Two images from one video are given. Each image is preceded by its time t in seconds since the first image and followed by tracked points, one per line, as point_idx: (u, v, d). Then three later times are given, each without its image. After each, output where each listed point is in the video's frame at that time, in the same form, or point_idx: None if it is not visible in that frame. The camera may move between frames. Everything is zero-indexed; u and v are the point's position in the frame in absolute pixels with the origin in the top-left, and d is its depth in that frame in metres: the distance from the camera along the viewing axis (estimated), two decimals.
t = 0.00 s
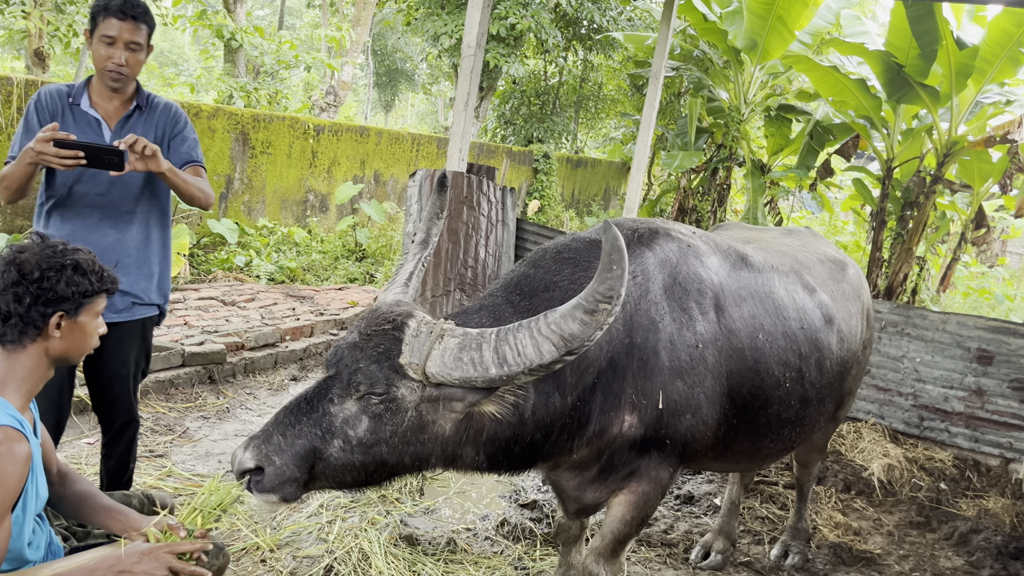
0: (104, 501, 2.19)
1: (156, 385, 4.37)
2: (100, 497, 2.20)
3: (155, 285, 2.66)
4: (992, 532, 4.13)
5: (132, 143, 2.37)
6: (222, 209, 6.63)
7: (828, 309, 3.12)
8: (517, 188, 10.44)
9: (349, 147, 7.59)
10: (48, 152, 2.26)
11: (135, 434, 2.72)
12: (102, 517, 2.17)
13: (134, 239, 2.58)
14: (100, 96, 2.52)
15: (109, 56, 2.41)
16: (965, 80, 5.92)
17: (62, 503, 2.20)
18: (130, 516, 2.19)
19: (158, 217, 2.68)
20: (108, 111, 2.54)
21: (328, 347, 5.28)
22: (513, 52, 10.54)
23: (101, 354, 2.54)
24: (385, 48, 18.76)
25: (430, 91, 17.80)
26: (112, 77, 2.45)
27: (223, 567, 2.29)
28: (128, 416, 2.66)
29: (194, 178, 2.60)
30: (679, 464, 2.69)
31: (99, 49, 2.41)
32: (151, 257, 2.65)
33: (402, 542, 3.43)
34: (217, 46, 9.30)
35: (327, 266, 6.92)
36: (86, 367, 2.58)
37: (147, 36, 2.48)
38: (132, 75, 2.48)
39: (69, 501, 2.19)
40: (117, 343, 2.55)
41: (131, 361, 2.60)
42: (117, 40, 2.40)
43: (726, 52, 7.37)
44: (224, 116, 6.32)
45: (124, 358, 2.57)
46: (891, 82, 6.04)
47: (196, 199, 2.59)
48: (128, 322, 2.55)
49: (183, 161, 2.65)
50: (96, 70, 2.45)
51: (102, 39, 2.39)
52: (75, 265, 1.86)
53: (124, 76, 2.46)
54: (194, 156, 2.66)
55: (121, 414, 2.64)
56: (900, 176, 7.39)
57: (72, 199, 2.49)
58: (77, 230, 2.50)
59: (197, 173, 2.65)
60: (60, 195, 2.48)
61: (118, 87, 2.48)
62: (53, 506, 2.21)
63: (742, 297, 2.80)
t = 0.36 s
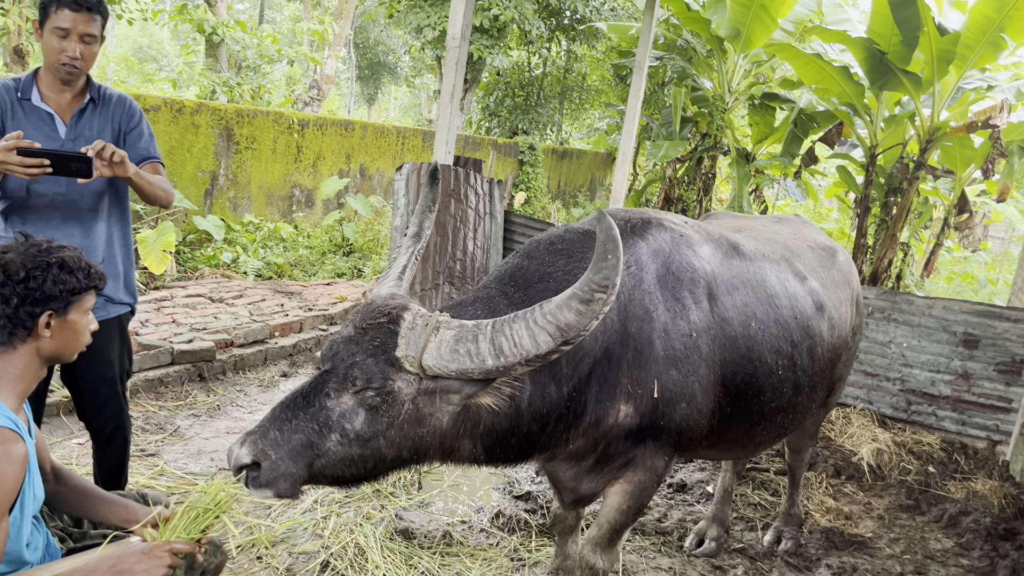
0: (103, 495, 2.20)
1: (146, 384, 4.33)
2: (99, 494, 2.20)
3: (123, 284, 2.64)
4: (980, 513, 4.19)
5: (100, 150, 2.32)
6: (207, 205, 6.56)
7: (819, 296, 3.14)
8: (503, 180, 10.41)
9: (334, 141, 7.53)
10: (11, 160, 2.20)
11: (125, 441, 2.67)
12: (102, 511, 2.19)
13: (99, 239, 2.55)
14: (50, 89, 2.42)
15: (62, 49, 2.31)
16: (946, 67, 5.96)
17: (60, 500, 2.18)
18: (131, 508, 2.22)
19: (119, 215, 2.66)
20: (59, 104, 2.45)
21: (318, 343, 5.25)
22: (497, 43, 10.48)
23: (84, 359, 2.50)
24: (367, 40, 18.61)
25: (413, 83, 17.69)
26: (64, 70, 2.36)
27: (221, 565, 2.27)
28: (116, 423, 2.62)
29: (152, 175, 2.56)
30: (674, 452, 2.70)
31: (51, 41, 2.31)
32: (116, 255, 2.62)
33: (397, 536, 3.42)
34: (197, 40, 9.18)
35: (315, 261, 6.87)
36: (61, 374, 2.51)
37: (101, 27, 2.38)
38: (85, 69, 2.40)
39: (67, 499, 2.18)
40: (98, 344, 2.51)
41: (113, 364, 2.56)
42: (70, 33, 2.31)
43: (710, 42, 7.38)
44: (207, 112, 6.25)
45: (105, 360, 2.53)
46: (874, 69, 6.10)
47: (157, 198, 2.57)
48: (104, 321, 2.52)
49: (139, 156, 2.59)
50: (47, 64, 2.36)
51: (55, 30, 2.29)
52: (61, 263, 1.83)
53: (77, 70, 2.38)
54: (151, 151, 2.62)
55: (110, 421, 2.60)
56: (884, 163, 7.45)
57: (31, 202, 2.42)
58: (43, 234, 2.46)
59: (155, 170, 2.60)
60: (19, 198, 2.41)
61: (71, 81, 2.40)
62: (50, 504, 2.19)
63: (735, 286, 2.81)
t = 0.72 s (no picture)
0: (88, 493, 2.18)
1: (127, 385, 4.28)
2: (81, 494, 2.18)
3: (90, 285, 2.61)
4: (961, 492, 4.26)
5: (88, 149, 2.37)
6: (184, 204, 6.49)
7: (798, 281, 3.17)
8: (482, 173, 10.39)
9: (312, 137, 7.46)
10: None
11: (103, 448, 2.64)
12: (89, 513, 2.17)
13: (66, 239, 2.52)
14: (10, 87, 2.36)
15: (26, 49, 2.27)
16: (920, 51, 6.04)
17: (46, 503, 2.16)
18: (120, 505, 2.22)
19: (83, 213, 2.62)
20: (19, 103, 2.40)
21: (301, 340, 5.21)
22: (473, 36, 10.45)
23: (63, 361, 2.47)
24: (342, 36, 18.48)
25: (390, 78, 17.59)
26: (28, 70, 2.31)
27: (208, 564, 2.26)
28: (94, 429, 2.58)
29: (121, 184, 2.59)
30: (659, 439, 2.72)
31: (13, 40, 2.26)
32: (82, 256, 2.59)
33: (385, 530, 3.42)
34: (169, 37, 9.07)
35: (295, 258, 6.81)
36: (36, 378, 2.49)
37: (66, 27, 2.34)
38: (49, 69, 2.35)
39: (51, 500, 2.15)
40: (75, 346, 2.50)
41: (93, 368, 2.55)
42: (35, 33, 2.27)
43: (686, 31, 7.40)
44: (182, 110, 6.17)
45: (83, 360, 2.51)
46: (848, 56, 6.11)
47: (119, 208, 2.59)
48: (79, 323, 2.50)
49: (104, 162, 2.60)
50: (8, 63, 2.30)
51: (19, 30, 2.25)
52: (29, 261, 1.79)
53: (42, 70, 2.33)
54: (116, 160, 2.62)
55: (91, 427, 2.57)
56: (861, 148, 7.52)
57: None
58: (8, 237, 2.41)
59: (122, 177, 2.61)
60: None
61: (33, 81, 2.35)
62: (34, 507, 2.15)
63: (715, 273, 2.83)
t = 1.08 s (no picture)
0: (59, 515, 2.15)
1: (109, 400, 4.26)
2: (53, 513, 2.15)
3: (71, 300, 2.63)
4: (945, 490, 4.28)
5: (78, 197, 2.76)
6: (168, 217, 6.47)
7: (773, 282, 3.19)
8: (468, 181, 10.41)
9: (296, 148, 7.46)
10: None
11: (71, 467, 2.64)
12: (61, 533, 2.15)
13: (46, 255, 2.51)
14: None
15: (10, 64, 2.27)
16: (900, 53, 6.08)
17: (17, 521, 2.14)
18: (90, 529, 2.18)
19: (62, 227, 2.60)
20: (8, 122, 2.39)
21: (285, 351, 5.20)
22: (457, 44, 10.50)
23: (42, 376, 2.48)
24: (328, 46, 18.52)
25: (376, 87, 17.62)
26: (14, 85, 2.31)
27: None
28: (64, 446, 2.60)
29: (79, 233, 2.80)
30: (637, 443, 2.73)
31: None
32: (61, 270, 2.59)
33: (368, 540, 3.41)
34: (152, 50, 9.07)
35: (280, 269, 6.80)
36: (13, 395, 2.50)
37: (49, 40, 2.37)
38: (34, 84, 2.36)
39: (22, 519, 2.13)
40: (51, 362, 2.50)
41: (66, 383, 2.57)
42: (19, 48, 2.27)
43: (668, 36, 7.43)
44: (164, 123, 6.16)
45: (59, 376, 2.53)
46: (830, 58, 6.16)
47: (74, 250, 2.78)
48: (57, 339, 2.50)
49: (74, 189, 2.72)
50: None
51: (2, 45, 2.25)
52: None
53: (27, 84, 2.34)
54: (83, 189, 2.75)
55: (59, 443, 2.58)
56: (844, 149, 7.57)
57: None
58: None
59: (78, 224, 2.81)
60: None
61: (20, 96, 2.34)
62: (4, 526, 2.15)
63: (690, 276, 2.85)
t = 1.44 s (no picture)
0: (12, 546, 2.32)
1: (82, 423, 4.23)
2: (9, 543, 2.32)
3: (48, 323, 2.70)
4: (922, 504, 4.28)
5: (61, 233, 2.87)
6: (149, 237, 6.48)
7: (739, 300, 3.22)
8: (454, 198, 10.44)
9: (279, 167, 7.49)
10: None
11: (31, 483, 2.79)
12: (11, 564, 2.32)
13: (26, 279, 2.57)
14: None
15: (6, 90, 2.39)
16: (881, 68, 6.09)
17: None
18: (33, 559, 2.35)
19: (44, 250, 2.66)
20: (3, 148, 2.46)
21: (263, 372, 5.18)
22: (442, 63, 10.58)
23: (13, 395, 2.59)
24: (317, 64, 18.64)
25: (365, 105, 17.71)
26: (8, 111, 2.41)
27: None
28: (24, 464, 2.71)
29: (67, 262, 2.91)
30: (603, 462, 2.72)
31: None
32: (40, 290, 2.65)
33: (340, 562, 3.38)
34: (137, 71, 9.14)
35: (263, 288, 6.80)
36: None
37: (46, 71, 2.50)
38: (29, 110, 2.47)
39: None
40: (24, 384, 2.62)
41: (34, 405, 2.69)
42: (16, 75, 2.41)
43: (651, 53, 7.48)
44: (144, 144, 6.18)
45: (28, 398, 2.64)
46: (812, 73, 6.22)
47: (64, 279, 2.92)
48: (31, 360, 2.60)
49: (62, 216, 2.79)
50: None
51: None
52: None
53: (21, 111, 2.44)
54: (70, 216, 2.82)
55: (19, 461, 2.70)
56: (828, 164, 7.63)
57: None
58: None
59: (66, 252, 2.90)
60: None
61: (15, 122, 2.44)
62: None
63: (653, 294, 2.87)
